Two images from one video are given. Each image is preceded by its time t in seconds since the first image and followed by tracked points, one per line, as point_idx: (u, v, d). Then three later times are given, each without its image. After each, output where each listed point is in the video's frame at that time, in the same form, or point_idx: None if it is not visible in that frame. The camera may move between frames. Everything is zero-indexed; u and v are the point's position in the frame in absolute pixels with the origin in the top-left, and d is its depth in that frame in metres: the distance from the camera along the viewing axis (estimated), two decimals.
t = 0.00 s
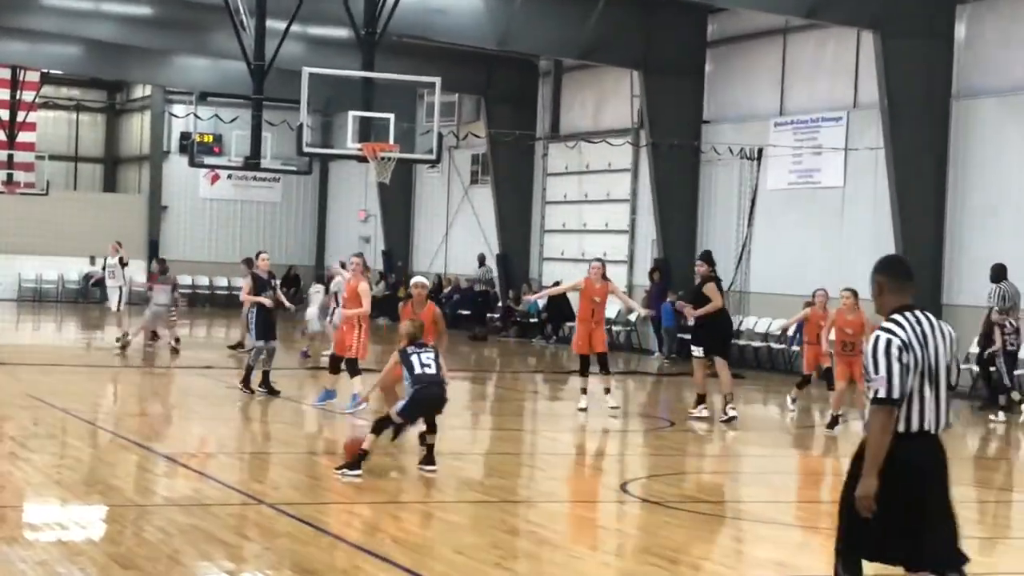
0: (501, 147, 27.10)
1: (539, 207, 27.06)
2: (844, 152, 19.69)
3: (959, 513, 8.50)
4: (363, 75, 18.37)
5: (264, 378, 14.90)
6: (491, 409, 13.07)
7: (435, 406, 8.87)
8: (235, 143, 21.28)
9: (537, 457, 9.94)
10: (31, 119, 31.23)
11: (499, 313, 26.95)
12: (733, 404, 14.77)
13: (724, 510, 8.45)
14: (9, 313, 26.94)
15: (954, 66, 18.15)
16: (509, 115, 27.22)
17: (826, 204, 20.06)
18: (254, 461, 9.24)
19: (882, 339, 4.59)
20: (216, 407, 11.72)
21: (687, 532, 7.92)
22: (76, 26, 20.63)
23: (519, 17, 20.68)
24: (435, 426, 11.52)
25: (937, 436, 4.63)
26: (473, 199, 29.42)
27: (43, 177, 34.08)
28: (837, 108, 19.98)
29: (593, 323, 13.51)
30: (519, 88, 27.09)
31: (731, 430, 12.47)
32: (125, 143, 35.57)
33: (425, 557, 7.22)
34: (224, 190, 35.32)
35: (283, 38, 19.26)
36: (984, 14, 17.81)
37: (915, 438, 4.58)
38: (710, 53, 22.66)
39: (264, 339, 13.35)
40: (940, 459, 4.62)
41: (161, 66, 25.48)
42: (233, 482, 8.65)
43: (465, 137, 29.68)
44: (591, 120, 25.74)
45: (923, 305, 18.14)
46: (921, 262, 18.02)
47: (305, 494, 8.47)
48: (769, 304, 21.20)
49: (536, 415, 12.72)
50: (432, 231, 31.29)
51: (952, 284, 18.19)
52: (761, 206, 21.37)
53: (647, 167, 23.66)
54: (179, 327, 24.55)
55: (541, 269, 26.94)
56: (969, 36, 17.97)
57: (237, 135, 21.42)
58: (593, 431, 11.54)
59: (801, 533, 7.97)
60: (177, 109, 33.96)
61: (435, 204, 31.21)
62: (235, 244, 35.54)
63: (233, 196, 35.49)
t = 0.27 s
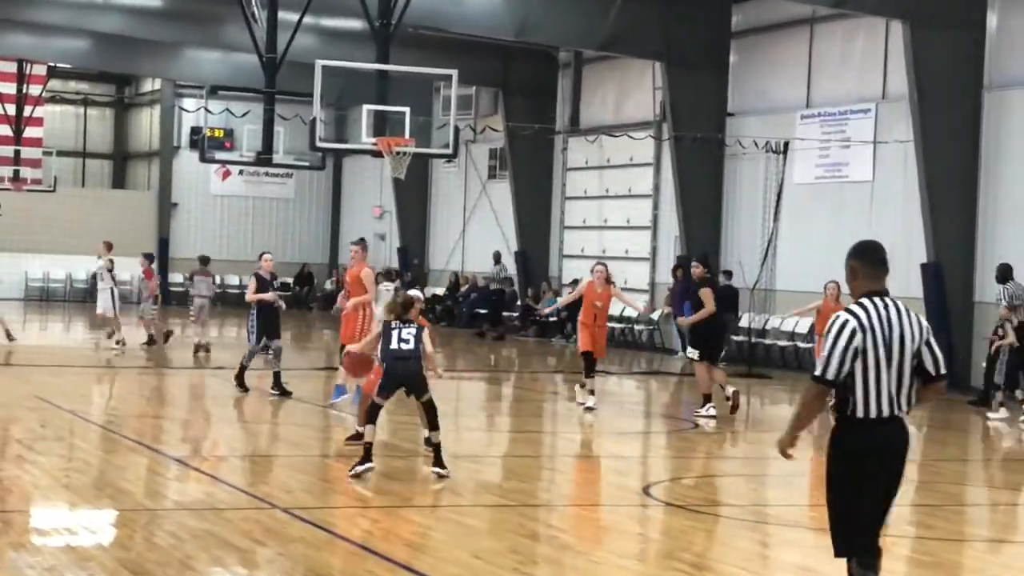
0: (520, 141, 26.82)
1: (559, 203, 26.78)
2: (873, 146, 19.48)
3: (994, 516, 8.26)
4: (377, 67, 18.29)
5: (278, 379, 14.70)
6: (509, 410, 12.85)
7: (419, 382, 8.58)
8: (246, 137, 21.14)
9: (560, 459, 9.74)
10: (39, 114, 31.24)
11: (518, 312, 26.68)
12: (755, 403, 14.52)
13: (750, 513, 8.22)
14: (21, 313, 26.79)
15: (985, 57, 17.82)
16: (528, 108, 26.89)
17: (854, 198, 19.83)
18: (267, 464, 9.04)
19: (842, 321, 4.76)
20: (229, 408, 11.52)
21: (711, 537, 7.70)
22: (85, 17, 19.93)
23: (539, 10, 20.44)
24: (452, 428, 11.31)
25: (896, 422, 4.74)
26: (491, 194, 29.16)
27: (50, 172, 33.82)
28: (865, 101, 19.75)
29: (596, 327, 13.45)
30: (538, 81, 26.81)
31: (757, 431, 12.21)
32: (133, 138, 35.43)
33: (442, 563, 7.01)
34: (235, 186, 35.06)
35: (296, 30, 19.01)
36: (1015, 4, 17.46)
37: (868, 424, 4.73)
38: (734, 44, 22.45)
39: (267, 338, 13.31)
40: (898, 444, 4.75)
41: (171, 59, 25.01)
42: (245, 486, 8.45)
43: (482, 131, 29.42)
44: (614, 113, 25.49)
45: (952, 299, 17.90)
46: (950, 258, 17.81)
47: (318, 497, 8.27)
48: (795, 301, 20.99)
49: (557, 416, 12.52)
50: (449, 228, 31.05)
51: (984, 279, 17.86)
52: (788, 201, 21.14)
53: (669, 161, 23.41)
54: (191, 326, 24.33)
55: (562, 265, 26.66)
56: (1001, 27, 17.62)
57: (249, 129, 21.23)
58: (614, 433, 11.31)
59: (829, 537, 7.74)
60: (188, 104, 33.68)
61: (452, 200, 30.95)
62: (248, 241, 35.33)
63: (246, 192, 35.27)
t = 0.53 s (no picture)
0: (537, 139, 26.71)
1: (577, 201, 26.70)
2: (896, 144, 19.34)
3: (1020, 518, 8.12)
4: (393, 65, 18.27)
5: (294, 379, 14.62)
6: (525, 411, 12.75)
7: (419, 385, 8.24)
8: (261, 135, 21.14)
9: (579, 462, 9.64)
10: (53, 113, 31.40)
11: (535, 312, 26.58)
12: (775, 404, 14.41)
13: (772, 516, 8.11)
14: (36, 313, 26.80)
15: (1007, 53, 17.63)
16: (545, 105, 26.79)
17: (877, 196, 19.69)
18: (283, 466, 8.96)
19: (811, 323, 4.78)
20: (245, 410, 11.45)
21: (732, 540, 7.59)
22: (98, 16, 19.60)
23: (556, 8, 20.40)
24: (468, 429, 11.21)
25: (857, 427, 4.77)
26: (508, 192, 29.10)
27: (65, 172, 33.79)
28: (888, 98, 19.59)
29: (600, 322, 13.43)
30: (555, 78, 26.72)
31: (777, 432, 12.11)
32: (148, 140, 35.24)
33: (460, 566, 6.90)
34: (250, 185, 35.03)
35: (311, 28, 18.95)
36: None
37: (830, 427, 4.75)
38: (756, 40, 22.28)
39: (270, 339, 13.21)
40: (863, 449, 4.77)
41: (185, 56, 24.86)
42: (260, 488, 8.37)
43: (499, 129, 29.37)
44: (633, 109, 25.41)
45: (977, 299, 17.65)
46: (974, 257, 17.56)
47: (334, 499, 8.18)
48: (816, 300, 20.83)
49: (574, 418, 12.42)
50: (465, 227, 31.00)
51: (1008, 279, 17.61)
52: (809, 199, 21.01)
53: (690, 158, 23.31)
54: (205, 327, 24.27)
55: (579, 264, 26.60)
56: None
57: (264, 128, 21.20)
58: (633, 434, 11.21)
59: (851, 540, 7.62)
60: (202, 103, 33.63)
61: (469, 199, 30.89)
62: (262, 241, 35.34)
63: (260, 191, 35.20)
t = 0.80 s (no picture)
0: (550, 142, 26.68)
1: (592, 203, 26.66)
2: (912, 145, 19.26)
3: None
4: (408, 66, 18.23)
5: (305, 381, 14.64)
6: (536, 412, 12.75)
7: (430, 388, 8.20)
8: (274, 137, 21.13)
9: (594, 464, 9.64)
10: (65, 113, 31.85)
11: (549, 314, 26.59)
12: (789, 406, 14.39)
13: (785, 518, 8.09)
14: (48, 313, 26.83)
15: None
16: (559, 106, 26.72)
17: (892, 197, 19.62)
18: (296, 467, 8.96)
19: (781, 317, 5.12)
20: (258, 412, 11.46)
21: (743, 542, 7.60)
22: (112, 17, 19.49)
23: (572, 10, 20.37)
24: (480, 430, 11.22)
25: (833, 413, 5.10)
26: (523, 194, 29.07)
27: (78, 173, 33.86)
28: (903, 100, 19.54)
29: (601, 322, 13.50)
30: (570, 79, 26.72)
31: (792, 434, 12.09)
32: (162, 142, 35.33)
33: (475, 568, 6.89)
34: (264, 187, 35.11)
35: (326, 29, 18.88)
36: None
37: (812, 412, 5.08)
38: (769, 43, 22.31)
39: (272, 340, 13.32)
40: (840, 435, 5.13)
41: (199, 58, 24.80)
42: (271, 488, 8.39)
43: (513, 130, 29.35)
44: (649, 109, 25.43)
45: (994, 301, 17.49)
46: (991, 261, 17.39)
47: (347, 501, 8.18)
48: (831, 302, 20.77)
49: (589, 420, 12.42)
50: (479, 229, 30.99)
51: None
52: (824, 201, 20.96)
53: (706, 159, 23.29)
54: (214, 329, 24.24)
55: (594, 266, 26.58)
56: None
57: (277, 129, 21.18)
58: (647, 437, 11.20)
59: (865, 542, 7.61)
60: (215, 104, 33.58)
61: (483, 201, 30.86)
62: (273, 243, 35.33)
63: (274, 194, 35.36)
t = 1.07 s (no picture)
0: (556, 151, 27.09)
1: (596, 209, 27.01)
2: (906, 154, 19.58)
3: None
4: (420, 76, 18.54)
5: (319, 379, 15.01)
6: (543, 410, 13.08)
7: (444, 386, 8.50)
8: (291, 143, 21.34)
9: (598, 460, 9.94)
10: (89, 121, 33.48)
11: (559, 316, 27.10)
12: (790, 404, 14.72)
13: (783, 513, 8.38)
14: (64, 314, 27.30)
15: (1014, 66, 17.96)
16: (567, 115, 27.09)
17: (886, 205, 19.92)
18: (311, 463, 9.27)
19: (724, 320, 5.18)
20: (272, 409, 11.78)
21: (741, 536, 7.89)
22: (136, 27, 19.65)
23: (579, 16, 20.43)
24: (488, 427, 11.55)
25: (776, 409, 5.20)
26: (530, 200, 29.38)
27: (101, 179, 34.56)
28: (898, 109, 19.86)
29: (591, 322, 13.78)
30: (574, 90, 27.06)
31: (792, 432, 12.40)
32: (183, 149, 36.00)
33: (482, 560, 7.18)
34: (281, 192, 35.90)
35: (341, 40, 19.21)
36: None
37: (756, 408, 5.15)
38: (767, 54, 22.73)
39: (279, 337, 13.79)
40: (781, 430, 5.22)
41: (218, 68, 25.21)
42: (287, 482, 8.70)
43: (521, 138, 29.67)
44: (651, 119, 25.73)
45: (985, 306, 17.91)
46: (982, 265, 17.82)
47: (360, 495, 8.48)
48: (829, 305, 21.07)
49: (594, 418, 12.73)
50: (487, 234, 31.35)
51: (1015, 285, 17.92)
52: (821, 208, 21.27)
53: (704, 166, 23.63)
54: (229, 328, 24.71)
55: (598, 270, 26.93)
56: None
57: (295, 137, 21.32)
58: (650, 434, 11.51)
59: (859, 537, 7.90)
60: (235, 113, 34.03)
61: (491, 207, 31.23)
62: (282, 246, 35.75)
63: (291, 199, 36.03)
